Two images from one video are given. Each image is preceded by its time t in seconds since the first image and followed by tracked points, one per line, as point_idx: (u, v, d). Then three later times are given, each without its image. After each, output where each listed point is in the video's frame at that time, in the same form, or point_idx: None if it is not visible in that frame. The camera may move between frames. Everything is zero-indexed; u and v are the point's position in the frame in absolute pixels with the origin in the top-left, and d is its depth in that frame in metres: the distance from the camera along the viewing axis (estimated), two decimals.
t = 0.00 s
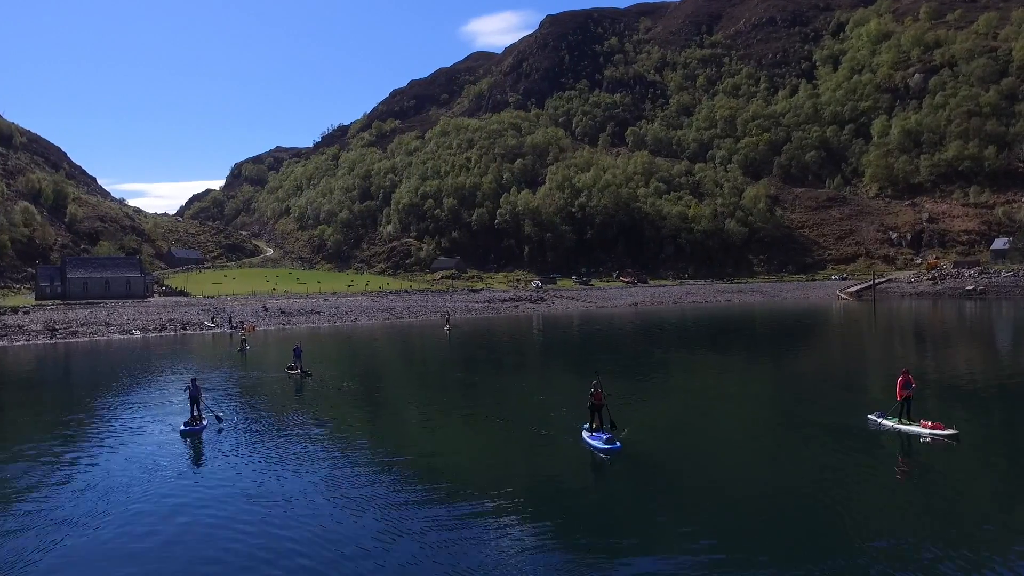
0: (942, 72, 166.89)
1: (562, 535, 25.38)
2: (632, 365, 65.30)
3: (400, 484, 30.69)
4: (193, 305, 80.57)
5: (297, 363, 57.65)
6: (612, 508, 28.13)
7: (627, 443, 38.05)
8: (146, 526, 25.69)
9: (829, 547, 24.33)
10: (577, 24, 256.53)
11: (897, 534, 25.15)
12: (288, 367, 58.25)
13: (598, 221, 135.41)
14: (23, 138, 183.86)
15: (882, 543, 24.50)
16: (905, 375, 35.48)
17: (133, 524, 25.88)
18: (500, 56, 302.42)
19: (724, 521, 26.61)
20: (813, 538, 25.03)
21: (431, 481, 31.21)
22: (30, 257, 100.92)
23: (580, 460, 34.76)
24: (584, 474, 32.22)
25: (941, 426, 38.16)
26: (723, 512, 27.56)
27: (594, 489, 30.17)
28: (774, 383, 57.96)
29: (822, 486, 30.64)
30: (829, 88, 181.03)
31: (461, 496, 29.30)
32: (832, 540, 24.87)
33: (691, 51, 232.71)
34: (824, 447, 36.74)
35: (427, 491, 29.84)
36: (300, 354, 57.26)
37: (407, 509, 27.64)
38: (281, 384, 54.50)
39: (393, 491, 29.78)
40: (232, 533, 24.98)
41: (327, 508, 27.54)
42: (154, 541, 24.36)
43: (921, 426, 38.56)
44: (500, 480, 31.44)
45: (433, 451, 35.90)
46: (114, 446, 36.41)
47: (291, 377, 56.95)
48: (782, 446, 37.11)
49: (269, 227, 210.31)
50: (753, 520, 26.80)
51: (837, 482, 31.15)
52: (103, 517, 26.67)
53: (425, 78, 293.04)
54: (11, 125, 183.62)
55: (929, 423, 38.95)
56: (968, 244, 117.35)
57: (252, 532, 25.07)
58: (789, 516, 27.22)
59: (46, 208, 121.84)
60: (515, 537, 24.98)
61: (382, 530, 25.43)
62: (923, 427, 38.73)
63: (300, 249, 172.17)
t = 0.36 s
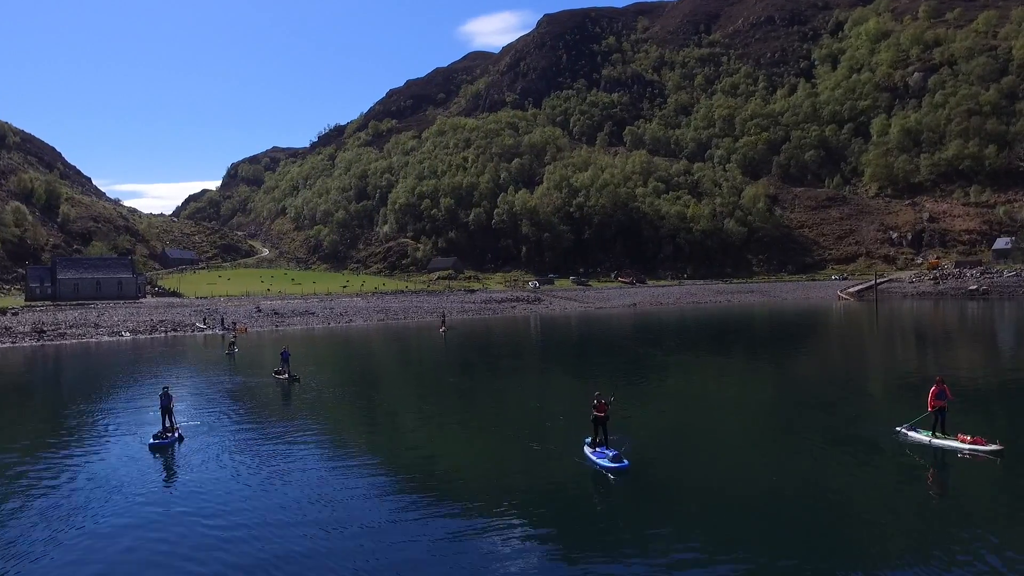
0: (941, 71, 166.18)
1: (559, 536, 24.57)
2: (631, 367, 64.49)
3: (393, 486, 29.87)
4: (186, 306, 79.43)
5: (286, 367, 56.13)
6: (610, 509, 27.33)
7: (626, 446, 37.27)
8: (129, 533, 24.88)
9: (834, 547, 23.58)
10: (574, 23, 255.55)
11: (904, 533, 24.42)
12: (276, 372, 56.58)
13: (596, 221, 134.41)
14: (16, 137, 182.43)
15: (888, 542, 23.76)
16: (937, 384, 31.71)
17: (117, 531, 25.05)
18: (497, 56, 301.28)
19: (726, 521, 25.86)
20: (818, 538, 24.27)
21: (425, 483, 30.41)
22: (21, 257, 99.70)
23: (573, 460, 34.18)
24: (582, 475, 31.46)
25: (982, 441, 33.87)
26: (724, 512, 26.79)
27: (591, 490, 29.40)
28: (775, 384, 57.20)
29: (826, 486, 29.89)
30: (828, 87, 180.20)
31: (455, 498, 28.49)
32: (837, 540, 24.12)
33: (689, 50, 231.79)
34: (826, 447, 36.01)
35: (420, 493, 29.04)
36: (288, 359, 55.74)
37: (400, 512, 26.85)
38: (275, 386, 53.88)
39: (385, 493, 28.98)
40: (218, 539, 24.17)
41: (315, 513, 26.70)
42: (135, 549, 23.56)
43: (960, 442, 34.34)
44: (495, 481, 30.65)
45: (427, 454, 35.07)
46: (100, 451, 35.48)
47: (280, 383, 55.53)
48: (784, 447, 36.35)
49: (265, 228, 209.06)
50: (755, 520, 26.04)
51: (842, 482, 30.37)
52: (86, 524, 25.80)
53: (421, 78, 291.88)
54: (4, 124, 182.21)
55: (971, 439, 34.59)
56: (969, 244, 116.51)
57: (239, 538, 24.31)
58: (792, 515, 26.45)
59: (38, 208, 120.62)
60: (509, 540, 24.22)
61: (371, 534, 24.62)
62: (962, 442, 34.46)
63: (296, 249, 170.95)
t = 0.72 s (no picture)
0: (942, 70, 165.29)
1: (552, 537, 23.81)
2: (629, 368, 63.58)
3: (384, 488, 29.06)
4: (177, 308, 78.11)
5: (272, 372, 54.07)
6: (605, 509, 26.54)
7: (623, 447, 36.43)
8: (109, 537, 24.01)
9: (836, 546, 22.82)
10: (572, 22, 254.47)
11: (910, 533, 23.64)
12: (262, 375, 54.67)
13: (594, 221, 133.39)
14: (9, 137, 180.98)
15: (892, 541, 23.04)
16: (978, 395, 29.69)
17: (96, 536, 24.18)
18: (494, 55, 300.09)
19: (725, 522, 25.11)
20: (819, 538, 23.51)
21: (416, 485, 29.58)
22: (11, 258, 98.44)
23: (568, 463, 33.00)
24: (578, 474, 30.65)
25: None
26: (723, 513, 26.01)
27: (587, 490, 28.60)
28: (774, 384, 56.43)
29: (827, 486, 29.11)
30: (827, 86, 179.27)
31: (447, 499, 27.69)
32: (839, 540, 23.36)
33: (687, 49, 230.82)
34: (827, 447, 35.25)
35: (411, 495, 28.21)
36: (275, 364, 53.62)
37: (390, 514, 26.00)
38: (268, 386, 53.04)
39: (376, 495, 28.15)
40: (200, 545, 23.34)
41: (301, 515, 25.89)
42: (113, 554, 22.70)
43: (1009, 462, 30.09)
44: (489, 483, 29.82)
45: (419, 456, 34.24)
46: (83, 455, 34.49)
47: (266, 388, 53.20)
48: (785, 447, 35.56)
49: (261, 228, 207.93)
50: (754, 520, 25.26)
51: (844, 481, 29.60)
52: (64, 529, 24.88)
53: (418, 77, 290.82)
54: None
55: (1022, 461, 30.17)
56: (971, 244, 115.58)
57: (222, 543, 23.47)
58: (793, 515, 25.68)
59: (29, 208, 119.34)
60: (502, 541, 23.41)
61: (360, 538, 23.82)
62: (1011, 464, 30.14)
63: (292, 249, 169.75)
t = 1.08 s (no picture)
0: (942, 68, 164.34)
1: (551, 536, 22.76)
2: (629, 368, 62.55)
3: (376, 485, 28.25)
4: (169, 309, 76.80)
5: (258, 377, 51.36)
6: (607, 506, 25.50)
7: (624, 446, 35.37)
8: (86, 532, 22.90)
9: (850, 547, 21.76)
10: (570, 21, 253.27)
11: (925, 535, 22.61)
12: (248, 381, 52.45)
13: (592, 221, 132.32)
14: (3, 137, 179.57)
15: (907, 543, 22.02)
16: None
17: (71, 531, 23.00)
18: (492, 54, 298.87)
19: (733, 522, 24.06)
20: (830, 538, 22.48)
21: (410, 483, 28.54)
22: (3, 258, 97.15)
23: (562, 460, 32.35)
24: (578, 474, 29.59)
25: None
26: (730, 513, 24.97)
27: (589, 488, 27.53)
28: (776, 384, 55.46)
29: (837, 485, 28.10)
30: (826, 85, 178.32)
31: (442, 497, 26.70)
32: (852, 541, 22.29)
33: (685, 48, 229.70)
34: (834, 447, 34.24)
35: (404, 493, 27.16)
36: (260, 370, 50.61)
37: (381, 512, 24.94)
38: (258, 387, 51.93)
39: (369, 493, 27.10)
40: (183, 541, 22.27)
41: (290, 513, 24.84)
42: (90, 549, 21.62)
43: None
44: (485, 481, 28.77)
45: (414, 455, 33.14)
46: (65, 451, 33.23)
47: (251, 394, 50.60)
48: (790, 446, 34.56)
49: (257, 228, 206.58)
50: (763, 520, 24.21)
51: (854, 482, 28.57)
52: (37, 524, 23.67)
53: (416, 77, 289.66)
54: None
55: None
56: (974, 243, 114.50)
57: (206, 541, 22.43)
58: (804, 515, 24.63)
59: (22, 208, 118.00)
60: (499, 541, 22.32)
61: (350, 535, 22.75)
62: None
63: (288, 249, 168.52)
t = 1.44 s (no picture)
0: (955, 64, 162.23)
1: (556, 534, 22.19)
2: (638, 368, 61.78)
3: (379, 482, 27.72)
4: (173, 309, 76.13)
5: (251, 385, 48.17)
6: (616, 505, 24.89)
7: (634, 446, 34.64)
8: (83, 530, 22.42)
9: (864, 548, 21.11)
10: (578, 19, 251.70)
11: (940, 535, 21.88)
12: (240, 388, 49.18)
13: (601, 220, 131.01)
14: (11, 138, 179.37)
15: (920, 542, 21.32)
16: None
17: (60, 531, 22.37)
18: (499, 53, 297.58)
19: (742, 522, 23.37)
20: (844, 537, 21.91)
21: (418, 482, 27.87)
22: (8, 259, 96.44)
23: (569, 459, 31.71)
24: (585, 475, 28.90)
25: None
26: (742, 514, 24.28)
27: (597, 487, 26.95)
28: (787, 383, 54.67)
29: (851, 487, 27.33)
30: (837, 82, 176.46)
31: (448, 497, 25.99)
32: (865, 542, 21.60)
33: (694, 46, 227.90)
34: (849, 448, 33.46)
35: (408, 492, 26.50)
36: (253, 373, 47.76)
37: (386, 511, 24.36)
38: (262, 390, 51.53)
39: (372, 492, 26.41)
40: (179, 539, 21.77)
41: (289, 509, 24.34)
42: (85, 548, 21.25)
43: None
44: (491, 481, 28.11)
45: (421, 454, 32.50)
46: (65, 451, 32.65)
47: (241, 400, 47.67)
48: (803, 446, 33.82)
49: (264, 228, 206.02)
50: (775, 521, 23.55)
51: (865, 482, 27.90)
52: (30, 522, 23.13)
53: (423, 76, 288.70)
54: None
55: None
56: (990, 242, 112.63)
57: (200, 537, 21.88)
58: (814, 516, 23.95)
59: (28, 208, 117.31)
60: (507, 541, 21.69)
61: (349, 537, 22.15)
62: None
63: (295, 250, 167.75)
